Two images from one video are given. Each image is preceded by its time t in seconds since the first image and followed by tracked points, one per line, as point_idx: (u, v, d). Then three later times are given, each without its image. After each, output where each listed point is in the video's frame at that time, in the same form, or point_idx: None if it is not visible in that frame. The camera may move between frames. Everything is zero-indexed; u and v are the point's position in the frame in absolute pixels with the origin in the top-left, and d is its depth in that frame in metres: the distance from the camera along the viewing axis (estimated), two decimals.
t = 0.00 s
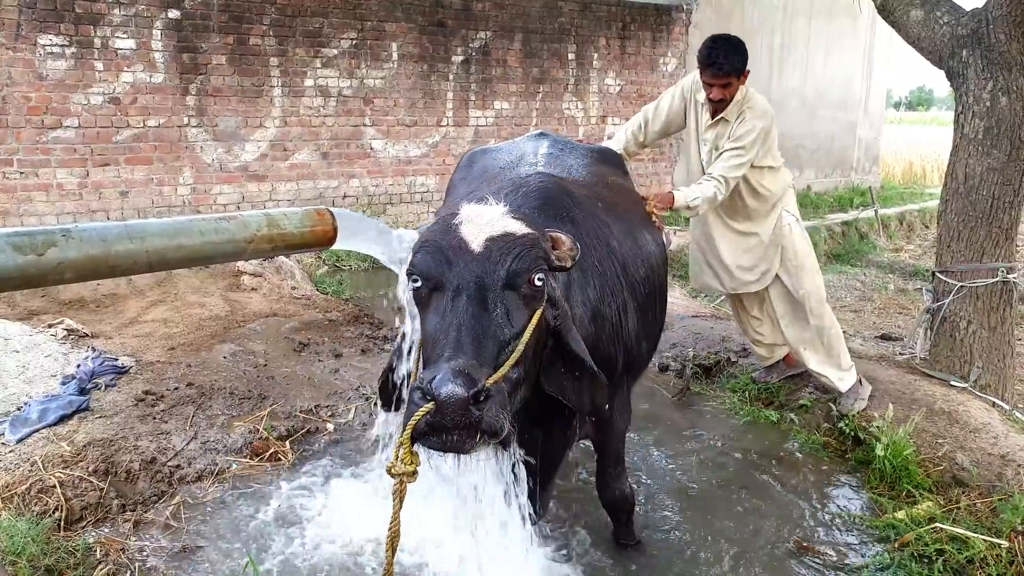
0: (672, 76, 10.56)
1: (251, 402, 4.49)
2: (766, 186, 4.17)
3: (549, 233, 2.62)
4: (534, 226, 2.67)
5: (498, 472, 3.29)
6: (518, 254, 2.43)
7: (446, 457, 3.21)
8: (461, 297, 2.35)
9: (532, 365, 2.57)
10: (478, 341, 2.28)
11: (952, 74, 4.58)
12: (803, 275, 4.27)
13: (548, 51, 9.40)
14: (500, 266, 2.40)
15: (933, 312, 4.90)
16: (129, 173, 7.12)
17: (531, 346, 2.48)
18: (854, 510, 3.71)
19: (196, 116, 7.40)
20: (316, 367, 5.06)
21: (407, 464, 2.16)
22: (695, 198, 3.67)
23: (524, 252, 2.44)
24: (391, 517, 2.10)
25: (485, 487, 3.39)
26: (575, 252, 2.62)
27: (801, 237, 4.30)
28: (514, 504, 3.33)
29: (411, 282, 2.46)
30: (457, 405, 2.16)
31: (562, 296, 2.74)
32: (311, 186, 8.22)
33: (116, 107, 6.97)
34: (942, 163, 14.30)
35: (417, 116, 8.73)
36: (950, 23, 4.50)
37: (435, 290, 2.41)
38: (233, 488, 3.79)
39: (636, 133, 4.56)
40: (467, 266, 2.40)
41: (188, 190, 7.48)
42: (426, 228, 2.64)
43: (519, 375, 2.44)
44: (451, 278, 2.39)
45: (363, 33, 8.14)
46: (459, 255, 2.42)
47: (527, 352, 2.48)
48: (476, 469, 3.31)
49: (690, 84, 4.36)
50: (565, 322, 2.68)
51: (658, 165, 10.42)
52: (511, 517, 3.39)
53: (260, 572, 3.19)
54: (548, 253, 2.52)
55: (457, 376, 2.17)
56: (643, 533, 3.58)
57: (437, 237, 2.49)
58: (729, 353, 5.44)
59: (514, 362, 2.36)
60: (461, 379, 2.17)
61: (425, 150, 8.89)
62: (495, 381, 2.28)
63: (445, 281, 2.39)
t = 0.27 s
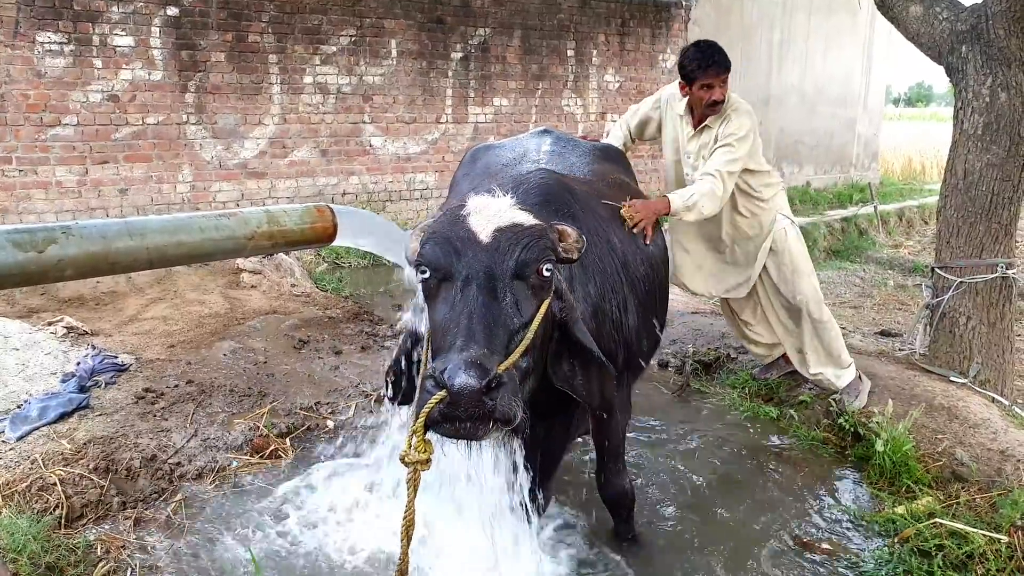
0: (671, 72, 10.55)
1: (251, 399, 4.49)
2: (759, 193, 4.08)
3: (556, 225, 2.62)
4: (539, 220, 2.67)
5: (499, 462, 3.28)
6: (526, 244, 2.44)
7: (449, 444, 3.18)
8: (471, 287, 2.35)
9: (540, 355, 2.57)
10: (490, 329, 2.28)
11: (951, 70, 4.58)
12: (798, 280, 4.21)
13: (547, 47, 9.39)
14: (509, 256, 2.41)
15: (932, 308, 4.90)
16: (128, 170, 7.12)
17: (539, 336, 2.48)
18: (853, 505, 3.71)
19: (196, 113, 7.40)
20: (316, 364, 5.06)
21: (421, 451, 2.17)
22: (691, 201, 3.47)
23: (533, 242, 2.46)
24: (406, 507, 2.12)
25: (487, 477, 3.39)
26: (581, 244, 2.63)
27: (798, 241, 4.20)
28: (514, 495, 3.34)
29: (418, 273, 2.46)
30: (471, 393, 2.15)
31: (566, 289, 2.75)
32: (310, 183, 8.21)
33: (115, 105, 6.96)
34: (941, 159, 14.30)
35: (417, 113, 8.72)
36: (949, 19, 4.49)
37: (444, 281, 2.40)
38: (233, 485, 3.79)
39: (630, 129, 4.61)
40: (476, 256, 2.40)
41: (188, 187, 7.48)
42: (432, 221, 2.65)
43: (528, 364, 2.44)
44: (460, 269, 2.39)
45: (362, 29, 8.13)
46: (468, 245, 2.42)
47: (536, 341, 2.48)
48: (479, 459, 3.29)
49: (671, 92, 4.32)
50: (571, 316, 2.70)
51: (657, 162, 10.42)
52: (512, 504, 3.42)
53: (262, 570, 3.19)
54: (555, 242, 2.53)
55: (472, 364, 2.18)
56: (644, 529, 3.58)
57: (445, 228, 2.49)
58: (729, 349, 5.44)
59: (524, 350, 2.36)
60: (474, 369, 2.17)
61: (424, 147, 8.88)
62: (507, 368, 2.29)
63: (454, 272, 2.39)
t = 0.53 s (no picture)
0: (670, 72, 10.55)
1: (250, 399, 4.50)
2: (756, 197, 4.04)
3: (557, 222, 2.65)
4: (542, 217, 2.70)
5: (499, 458, 3.28)
6: (530, 239, 2.47)
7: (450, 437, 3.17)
8: (474, 280, 2.37)
9: (542, 351, 2.58)
10: (494, 321, 2.30)
11: (949, 70, 4.58)
12: (799, 283, 4.19)
13: (546, 47, 9.39)
14: (512, 251, 2.43)
15: (930, 308, 4.92)
16: (126, 171, 7.11)
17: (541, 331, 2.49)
18: (852, 504, 3.72)
19: (194, 114, 7.39)
20: (315, 364, 5.06)
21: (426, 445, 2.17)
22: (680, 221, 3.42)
23: (536, 237, 2.48)
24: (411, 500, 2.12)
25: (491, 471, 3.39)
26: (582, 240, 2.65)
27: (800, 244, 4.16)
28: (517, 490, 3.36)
29: (422, 268, 2.48)
30: (476, 386, 2.16)
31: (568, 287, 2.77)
32: (309, 183, 8.21)
33: (113, 105, 6.96)
34: (940, 159, 14.32)
35: (415, 113, 8.72)
36: (946, 19, 4.50)
37: (448, 275, 2.42)
38: (232, 485, 3.80)
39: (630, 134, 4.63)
40: (480, 251, 2.42)
41: (186, 187, 7.48)
42: (435, 217, 2.67)
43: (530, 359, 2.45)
44: (463, 263, 2.41)
45: (361, 30, 8.13)
46: (472, 240, 2.44)
47: (539, 336, 2.49)
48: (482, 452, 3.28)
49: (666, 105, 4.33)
50: (572, 314, 2.71)
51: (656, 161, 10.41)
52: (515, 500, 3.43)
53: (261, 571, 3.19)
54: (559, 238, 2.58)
55: (477, 356, 2.18)
56: (643, 529, 3.58)
57: (448, 224, 2.52)
58: (727, 349, 5.44)
59: (527, 343, 2.37)
60: (479, 363, 2.18)
61: (423, 147, 8.88)
62: (511, 360, 2.30)
63: (458, 266, 2.41)
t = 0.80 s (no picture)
0: (667, 71, 10.55)
1: (247, 399, 4.49)
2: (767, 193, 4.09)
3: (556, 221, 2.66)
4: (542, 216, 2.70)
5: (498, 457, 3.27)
6: (527, 235, 2.47)
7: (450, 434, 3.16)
8: (472, 277, 2.37)
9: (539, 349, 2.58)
10: (491, 318, 2.30)
11: (945, 69, 4.59)
12: (804, 273, 4.26)
13: (543, 47, 9.39)
14: (510, 249, 2.43)
15: (927, 307, 4.92)
16: (123, 170, 7.10)
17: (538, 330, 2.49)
18: (849, 503, 3.72)
19: (191, 113, 7.38)
20: (312, 364, 5.05)
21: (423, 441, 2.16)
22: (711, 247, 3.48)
23: (534, 235, 2.48)
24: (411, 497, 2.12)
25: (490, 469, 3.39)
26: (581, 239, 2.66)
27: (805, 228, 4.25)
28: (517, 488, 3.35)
29: (420, 265, 2.48)
30: (473, 380, 2.15)
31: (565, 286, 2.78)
32: (306, 183, 8.20)
33: (110, 104, 6.95)
34: (937, 159, 14.34)
35: (413, 113, 8.71)
36: (943, 19, 4.50)
37: (445, 272, 2.42)
38: (229, 485, 3.80)
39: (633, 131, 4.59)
40: (478, 248, 2.42)
41: (183, 187, 7.47)
42: (433, 213, 2.67)
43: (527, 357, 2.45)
44: (461, 260, 2.41)
45: (358, 29, 8.12)
46: (470, 237, 2.44)
47: (536, 335, 2.49)
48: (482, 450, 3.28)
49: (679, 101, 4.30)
50: (567, 312, 2.70)
51: (654, 161, 10.41)
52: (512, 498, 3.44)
53: (258, 571, 3.19)
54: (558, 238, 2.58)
55: (473, 351, 2.18)
56: (641, 528, 3.58)
57: (446, 221, 2.52)
58: (725, 348, 5.45)
59: (524, 341, 2.37)
60: (476, 358, 2.17)
61: (420, 147, 8.87)
62: (508, 358, 2.30)
63: (456, 263, 2.41)
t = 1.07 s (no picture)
0: (664, 71, 10.55)
1: (243, 398, 4.48)
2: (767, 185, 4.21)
3: (554, 221, 2.66)
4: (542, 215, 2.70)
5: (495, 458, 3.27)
6: (523, 235, 2.47)
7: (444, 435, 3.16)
8: (467, 277, 2.38)
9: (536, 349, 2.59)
10: (484, 319, 2.30)
11: (941, 70, 4.60)
12: (803, 268, 4.30)
13: (541, 46, 9.39)
14: (506, 249, 2.43)
15: (923, 307, 4.94)
16: (119, 168, 7.08)
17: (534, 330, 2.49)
18: (844, 503, 3.73)
19: (187, 111, 7.37)
20: (308, 363, 5.05)
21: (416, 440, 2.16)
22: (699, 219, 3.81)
23: (531, 236, 2.48)
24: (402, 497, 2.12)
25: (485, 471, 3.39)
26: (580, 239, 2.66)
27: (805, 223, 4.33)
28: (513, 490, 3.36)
29: (416, 265, 2.48)
30: (464, 379, 2.15)
31: (564, 286, 2.79)
32: (303, 181, 8.19)
33: (106, 102, 6.92)
34: (932, 160, 14.38)
35: (410, 112, 8.71)
36: (939, 20, 4.51)
37: (441, 272, 2.43)
38: (225, 483, 3.79)
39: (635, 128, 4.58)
40: (474, 247, 2.42)
41: (179, 185, 7.46)
42: (431, 212, 2.67)
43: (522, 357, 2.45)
44: (456, 260, 2.41)
45: (355, 28, 8.11)
46: (466, 237, 2.44)
47: (532, 335, 2.49)
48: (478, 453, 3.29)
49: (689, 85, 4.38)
50: (566, 311, 2.75)
51: (651, 161, 10.42)
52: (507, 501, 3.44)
53: (253, 569, 3.18)
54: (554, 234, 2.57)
55: (464, 351, 2.18)
56: (636, 528, 3.58)
57: (443, 220, 2.52)
58: (721, 348, 5.45)
59: (518, 342, 2.37)
60: (468, 357, 2.18)
61: (417, 146, 8.87)
62: (500, 359, 2.30)
63: (451, 263, 2.42)
